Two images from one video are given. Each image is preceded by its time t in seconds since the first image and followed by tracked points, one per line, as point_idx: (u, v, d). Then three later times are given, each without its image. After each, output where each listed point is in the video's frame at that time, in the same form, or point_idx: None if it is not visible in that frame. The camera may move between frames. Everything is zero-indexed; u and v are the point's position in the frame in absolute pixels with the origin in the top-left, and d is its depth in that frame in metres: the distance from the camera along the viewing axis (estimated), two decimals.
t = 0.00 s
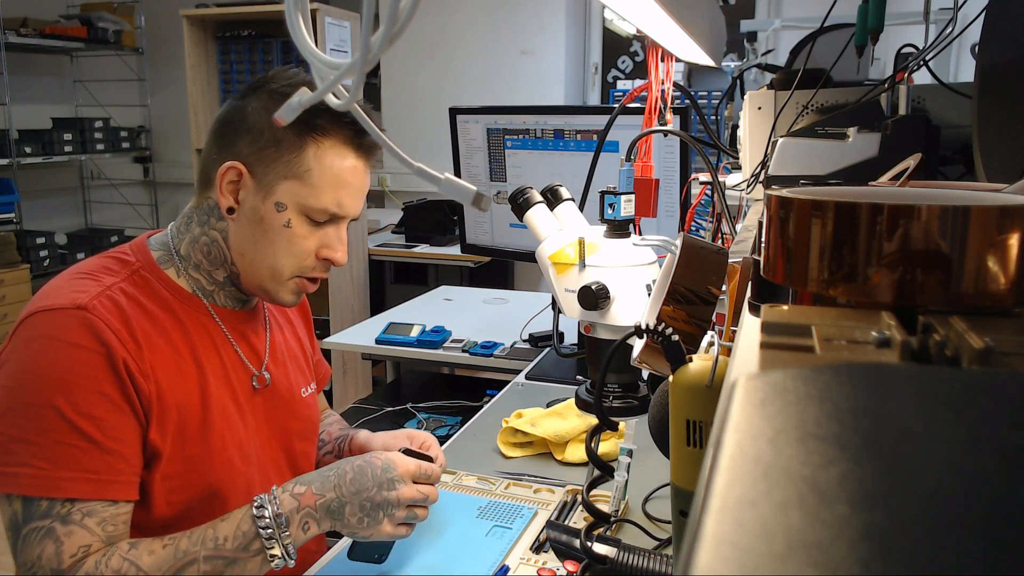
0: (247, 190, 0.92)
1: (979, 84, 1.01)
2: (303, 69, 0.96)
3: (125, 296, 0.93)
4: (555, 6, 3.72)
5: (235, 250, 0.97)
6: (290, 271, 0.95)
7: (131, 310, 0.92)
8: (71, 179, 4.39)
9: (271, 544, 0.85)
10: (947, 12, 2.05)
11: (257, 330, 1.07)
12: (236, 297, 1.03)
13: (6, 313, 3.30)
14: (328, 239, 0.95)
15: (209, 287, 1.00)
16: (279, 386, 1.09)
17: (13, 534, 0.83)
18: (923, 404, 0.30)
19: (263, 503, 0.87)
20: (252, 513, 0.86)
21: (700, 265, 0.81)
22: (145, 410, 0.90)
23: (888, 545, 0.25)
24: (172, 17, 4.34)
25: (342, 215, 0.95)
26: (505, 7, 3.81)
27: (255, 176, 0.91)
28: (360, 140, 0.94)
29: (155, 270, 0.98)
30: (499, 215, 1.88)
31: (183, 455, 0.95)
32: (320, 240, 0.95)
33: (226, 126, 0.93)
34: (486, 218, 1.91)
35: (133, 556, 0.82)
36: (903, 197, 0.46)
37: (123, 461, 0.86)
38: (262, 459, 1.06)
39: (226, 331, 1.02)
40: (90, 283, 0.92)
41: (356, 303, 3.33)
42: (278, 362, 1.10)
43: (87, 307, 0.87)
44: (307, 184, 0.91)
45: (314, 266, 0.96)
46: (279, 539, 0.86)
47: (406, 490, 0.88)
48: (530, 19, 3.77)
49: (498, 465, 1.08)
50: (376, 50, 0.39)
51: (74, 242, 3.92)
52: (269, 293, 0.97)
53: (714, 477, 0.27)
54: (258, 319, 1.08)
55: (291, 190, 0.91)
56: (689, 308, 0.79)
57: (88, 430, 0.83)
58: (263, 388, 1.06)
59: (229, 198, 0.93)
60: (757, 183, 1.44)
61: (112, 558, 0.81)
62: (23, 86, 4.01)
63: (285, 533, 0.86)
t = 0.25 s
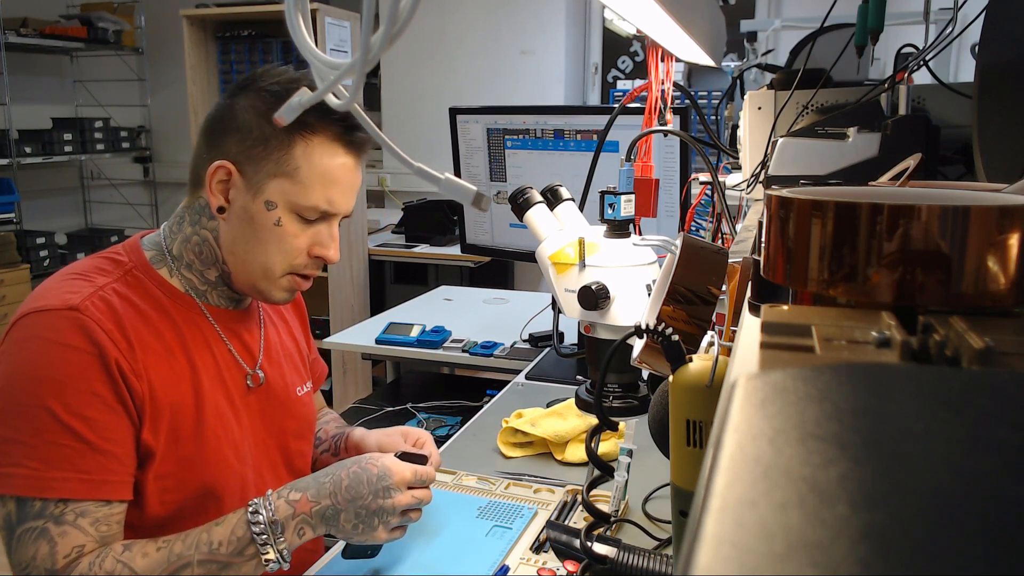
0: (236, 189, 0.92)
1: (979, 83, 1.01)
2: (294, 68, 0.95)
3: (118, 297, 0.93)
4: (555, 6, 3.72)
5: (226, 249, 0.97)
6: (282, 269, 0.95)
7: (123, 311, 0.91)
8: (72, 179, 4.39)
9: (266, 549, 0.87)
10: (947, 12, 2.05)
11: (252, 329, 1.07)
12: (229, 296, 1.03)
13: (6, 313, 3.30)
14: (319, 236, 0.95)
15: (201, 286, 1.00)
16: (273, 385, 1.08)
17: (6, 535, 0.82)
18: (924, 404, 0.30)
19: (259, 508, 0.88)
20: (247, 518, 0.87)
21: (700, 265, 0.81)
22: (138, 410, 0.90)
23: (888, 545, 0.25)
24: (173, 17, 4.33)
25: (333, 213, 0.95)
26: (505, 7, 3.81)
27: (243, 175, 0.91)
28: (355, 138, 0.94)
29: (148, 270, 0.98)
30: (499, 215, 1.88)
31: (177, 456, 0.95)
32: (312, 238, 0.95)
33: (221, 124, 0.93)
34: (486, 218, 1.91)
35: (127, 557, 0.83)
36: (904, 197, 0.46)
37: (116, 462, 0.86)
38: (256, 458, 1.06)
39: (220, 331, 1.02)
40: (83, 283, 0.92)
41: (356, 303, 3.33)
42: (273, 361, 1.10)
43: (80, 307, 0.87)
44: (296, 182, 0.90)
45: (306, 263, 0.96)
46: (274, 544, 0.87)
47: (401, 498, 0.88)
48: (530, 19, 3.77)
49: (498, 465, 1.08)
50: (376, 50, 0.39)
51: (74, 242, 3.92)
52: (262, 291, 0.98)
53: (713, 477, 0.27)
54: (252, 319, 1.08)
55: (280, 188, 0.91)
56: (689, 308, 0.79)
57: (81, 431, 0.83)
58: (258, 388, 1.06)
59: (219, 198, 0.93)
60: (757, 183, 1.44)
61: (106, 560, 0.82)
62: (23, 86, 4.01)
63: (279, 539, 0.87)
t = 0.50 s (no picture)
0: (228, 188, 0.92)
1: (979, 83, 1.01)
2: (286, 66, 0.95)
3: (114, 297, 0.93)
4: (555, 6, 3.72)
5: (220, 249, 0.97)
6: (276, 267, 0.95)
7: (118, 311, 0.91)
8: (71, 179, 4.39)
9: (264, 551, 0.87)
10: (947, 12, 2.05)
11: (248, 329, 1.07)
12: (225, 296, 1.03)
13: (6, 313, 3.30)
14: (313, 234, 0.95)
15: (196, 286, 1.00)
16: (270, 384, 1.08)
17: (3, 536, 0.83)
18: (924, 404, 0.30)
19: (256, 511, 0.88)
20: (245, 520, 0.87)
21: (700, 265, 0.81)
22: (134, 410, 0.90)
23: (889, 545, 0.25)
24: (172, 17, 4.33)
25: (326, 210, 0.95)
26: (505, 7, 3.81)
27: (235, 173, 0.91)
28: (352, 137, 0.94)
29: (143, 270, 0.98)
30: (499, 215, 1.88)
31: (173, 456, 0.95)
32: (305, 235, 0.95)
33: (219, 123, 0.93)
34: (486, 218, 1.91)
35: (123, 559, 0.83)
36: (904, 197, 0.46)
37: (112, 462, 0.86)
38: (253, 458, 1.06)
39: (215, 331, 1.02)
40: (78, 283, 0.92)
41: (356, 303, 3.33)
42: (269, 360, 1.10)
43: (74, 308, 0.87)
44: (289, 180, 0.90)
45: (300, 261, 0.96)
46: (271, 547, 0.87)
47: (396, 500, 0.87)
48: (530, 19, 3.77)
49: (498, 465, 1.08)
50: (376, 50, 0.39)
51: (74, 242, 3.92)
52: (257, 290, 0.98)
53: (713, 477, 0.27)
54: (248, 318, 1.08)
55: (272, 185, 0.91)
56: (689, 308, 0.79)
57: (76, 431, 0.83)
58: (254, 387, 1.06)
59: (212, 197, 0.93)
60: (757, 183, 1.44)
61: (103, 561, 0.82)
62: (23, 86, 4.01)
63: (277, 542, 0.87)
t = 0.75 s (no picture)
0: (225, 187, 0.92)
1: (979, 83, 1.01)
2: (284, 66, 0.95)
3: (112, 297, 0.93)
4: (555, 6, 3.72)
5: (218, 248, 0.97)
6: (274, 266, 0.95)
7: (117, 311, 0.91)
8: (71, 179, 4.39)
9: (264, 553, 0.87)
10: (947, 12, 2.05)
11: (246, 328, 1.07)
12: (223, 295, 1.03)
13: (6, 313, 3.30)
14: (311, 233, 0.95)
15: (195, 285, 1.00)
16: (269, 384, 1.08)
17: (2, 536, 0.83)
18: (925, 405, 0.30)
19: (256, 513, 0.88)
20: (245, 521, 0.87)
21: (700, 265, 0.81)
22: (133, 410, 0.90)
23: (889, 545, 0.25)
24: (172, 17, 4.33)
25: (323, 209, 0.95)
26: (505, 7, 3.81)
27: (233, 172, 0.91)
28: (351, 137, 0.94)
29: (142, 270, 0.98)
30: (499, 215, 1.88)
31: (173, 456, 0.95)
32: (303, 234, 0.95)
33: (217, 123, 0.93)
34: (486, 218, 1.91)
35: (123, 560, 0.83)
36: (904, 197, 0.46)
37: (111, 461, 0.86)
38: (252, 458, 1.06)
39: (214, 331, 1.02)
40: (77, 284, 0.92)
41: (356, 303, 3.33)
42: (268, 360, 1.10)
43: (73, 308, 0.87)
44: (286, 178, 0.91)
45: (298, 260, 0.96)
46: (271, 548, 0.87)
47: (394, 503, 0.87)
48: (530, 19, 3.77)
49: (498, 465, 1.08)
50: (376, 50, 0.39)
51: (74, 242, 3.92)
52: (256, 289, 0.98)
53: (713, 477, 0.27)
54: (247, 318, 1.08)
55: (269, 185, 0.91)
56: (689, 308, 0.79)
57: (76, 431, 0.83)
58: (253, 387, 1.06)
59: (209, 196, 0.93)
60: (757, 183, 1.44)
61: (102, 561, 0.82)
62: (23, 86, 4.01)
63: (277, 543, 0.88)
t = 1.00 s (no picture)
0: (226, 187, 0.92)
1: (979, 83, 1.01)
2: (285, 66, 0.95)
3: (114, 297, 0.93)
4: (555, 6, 3.72)
5: (219, 247, 0.97)
6: (275, 266, 0.95)
7: (118, 311, 0.91)
8: (71, 179, 4.39)
9: (265, 553, 0.87)
10: (947, 12, 2.05)
11: (247, 328, 1.07)
12: (224, 295, 1.03)
13: (5, 313, 3.30)
14: (311, 232, 0.95)
15: (196, 285, 1.00)
16: (270, 384, 1.08)
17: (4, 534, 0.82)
18: (924, 404, 0.30)
19: (258, 513, 0.88)
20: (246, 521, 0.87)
21: (700, 265, 0.81)
22: (134, 410, 0.90)
23: (887, 545, 0.25)
24: (173, 17, 4.34)
25: (323, 209, 0.95)
26: (505, 7, 3.81)
27: (234, 172, 0.91)
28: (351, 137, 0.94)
29: (143, 270, 0.98)
30: (499, 215, 1.88)
31: (173, 456, 0.95)
32: (304, 234, 0.95)
33: (217, 123, 0.93)
34: (486, 218, 1.91)
35: (124, 559, 0.83)
36: (904, 198, 0.46)
37: (113, 462, 0.86)
38: (253, 458, 1.06)
39: (215, 331, 1.02)
40: (78, 284, 0.92)
41: (356, 303, 3.33)
42: (268, 360, 1.10)
43: (74, 308, 0.87)
44: (287, 178, 0.91)
45: (299, 259, 0.96)
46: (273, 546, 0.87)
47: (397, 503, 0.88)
48: (530, 19, 3.77)
49: (498, 465, 1.08)
50: (376, 50, 0.39)
51: (74, 243, 3.92)
52: (256, 289, 0.98)
53: (714, 477, 0.27)
54: (248, 318, 1.08)
55: (270, 184, 0.91)
56: (689, 308, 0.79)
57: (77, 431, 0.83)
58: (254, 387, 1.06)
59: (210, 195, 0.93)
60: (757, 183, 1.44)
61: (103, 561, 0.82)
62: (23, 86, 4.01)
63: (278, 544, 0.87)
